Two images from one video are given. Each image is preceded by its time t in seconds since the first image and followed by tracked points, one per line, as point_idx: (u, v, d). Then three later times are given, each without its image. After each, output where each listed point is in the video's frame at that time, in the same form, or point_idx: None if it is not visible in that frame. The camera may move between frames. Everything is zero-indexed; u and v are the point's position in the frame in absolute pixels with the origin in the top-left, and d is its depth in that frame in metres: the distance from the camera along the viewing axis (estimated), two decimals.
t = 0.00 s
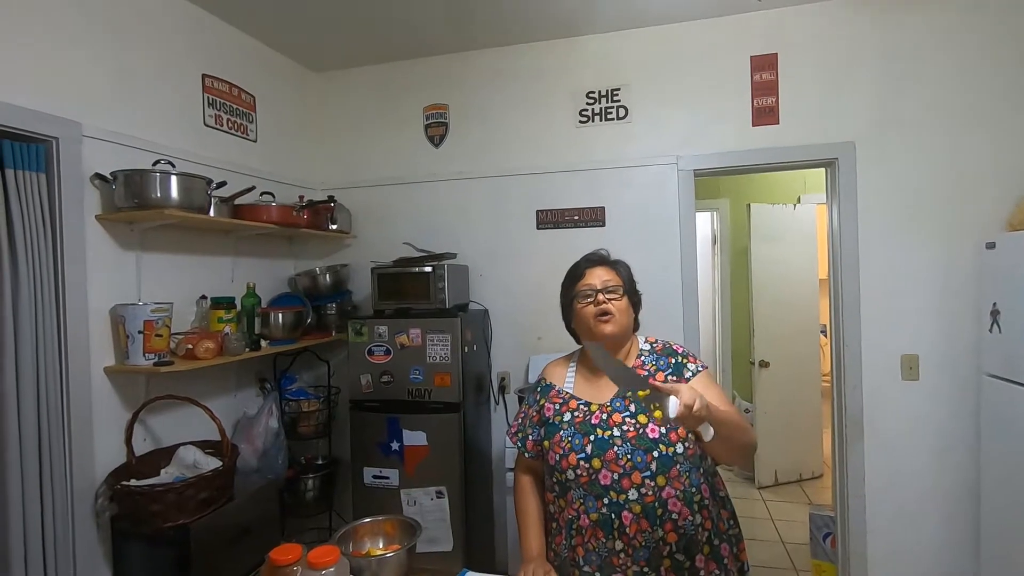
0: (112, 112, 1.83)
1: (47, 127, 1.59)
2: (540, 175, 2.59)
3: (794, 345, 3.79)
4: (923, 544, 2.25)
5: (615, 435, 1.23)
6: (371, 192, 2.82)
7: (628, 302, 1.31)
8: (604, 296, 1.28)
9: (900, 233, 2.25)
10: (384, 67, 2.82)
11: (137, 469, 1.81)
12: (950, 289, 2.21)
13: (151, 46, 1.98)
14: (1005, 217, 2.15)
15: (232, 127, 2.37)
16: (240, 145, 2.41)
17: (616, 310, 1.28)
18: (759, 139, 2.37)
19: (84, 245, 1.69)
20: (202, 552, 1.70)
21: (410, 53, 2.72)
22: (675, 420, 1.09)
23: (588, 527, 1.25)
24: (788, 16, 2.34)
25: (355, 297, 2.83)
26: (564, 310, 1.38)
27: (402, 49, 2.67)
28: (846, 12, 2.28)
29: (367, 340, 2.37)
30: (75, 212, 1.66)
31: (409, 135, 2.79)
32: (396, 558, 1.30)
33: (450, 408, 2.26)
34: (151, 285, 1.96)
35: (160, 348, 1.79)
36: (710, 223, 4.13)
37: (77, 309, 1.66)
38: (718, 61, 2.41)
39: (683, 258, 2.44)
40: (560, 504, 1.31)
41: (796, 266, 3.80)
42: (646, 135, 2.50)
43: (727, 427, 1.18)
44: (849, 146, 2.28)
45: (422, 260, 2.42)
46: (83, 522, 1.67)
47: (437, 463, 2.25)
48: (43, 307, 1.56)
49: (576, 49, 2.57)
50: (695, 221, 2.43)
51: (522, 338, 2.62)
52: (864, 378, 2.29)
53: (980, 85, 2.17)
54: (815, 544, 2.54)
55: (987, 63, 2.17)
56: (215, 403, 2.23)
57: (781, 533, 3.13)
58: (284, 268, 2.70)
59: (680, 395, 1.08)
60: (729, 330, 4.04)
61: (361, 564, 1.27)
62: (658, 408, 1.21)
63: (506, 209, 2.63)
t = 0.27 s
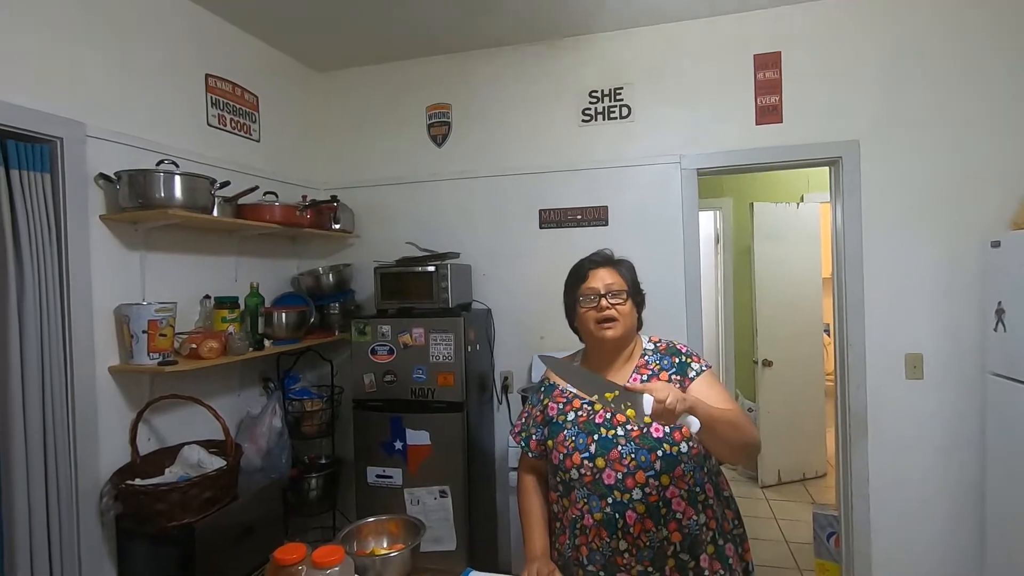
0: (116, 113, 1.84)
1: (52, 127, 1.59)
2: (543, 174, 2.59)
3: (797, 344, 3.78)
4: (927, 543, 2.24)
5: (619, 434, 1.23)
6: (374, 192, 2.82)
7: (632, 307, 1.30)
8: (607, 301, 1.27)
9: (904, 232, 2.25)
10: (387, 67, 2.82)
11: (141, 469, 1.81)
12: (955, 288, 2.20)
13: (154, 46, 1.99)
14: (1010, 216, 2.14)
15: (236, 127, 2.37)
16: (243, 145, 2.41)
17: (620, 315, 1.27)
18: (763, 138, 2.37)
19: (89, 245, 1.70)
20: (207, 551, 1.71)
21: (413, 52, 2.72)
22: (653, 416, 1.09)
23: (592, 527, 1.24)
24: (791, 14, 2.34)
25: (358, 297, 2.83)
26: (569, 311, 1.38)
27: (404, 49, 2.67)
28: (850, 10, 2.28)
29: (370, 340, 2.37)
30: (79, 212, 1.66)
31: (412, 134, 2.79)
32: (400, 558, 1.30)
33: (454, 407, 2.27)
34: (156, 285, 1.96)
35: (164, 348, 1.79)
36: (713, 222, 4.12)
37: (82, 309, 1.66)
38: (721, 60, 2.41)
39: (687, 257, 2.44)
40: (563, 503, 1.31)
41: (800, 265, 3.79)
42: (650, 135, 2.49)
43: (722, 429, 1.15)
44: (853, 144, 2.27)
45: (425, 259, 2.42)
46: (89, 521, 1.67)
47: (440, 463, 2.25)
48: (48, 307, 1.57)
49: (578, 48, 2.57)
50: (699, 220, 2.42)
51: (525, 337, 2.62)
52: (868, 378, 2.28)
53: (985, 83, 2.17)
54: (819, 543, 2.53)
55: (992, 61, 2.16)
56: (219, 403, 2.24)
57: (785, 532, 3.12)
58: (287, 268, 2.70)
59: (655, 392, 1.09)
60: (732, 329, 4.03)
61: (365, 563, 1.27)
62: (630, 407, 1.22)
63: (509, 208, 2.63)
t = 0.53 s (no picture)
0: (119, 119, 1.85)
1: (56, 134, 1.60)
2: (545, 179, 2.59)
3: (800, 347, 3.78)
4: (930, 549, 2.24)
5: (621, 441, 1.23)
6: (376, 196, 2.83)
7: (635, 318, 1.30)
8: (610, 313, 1.27)
9: (906, 237, 2.24)
10: (389, 72, 2.83)
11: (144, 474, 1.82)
12: (957, 294, 2.19)
13: (158, 52, 2.00)
14: (1012, 221, 2.14)
15: (239, 132, 2.38)
16: (246, 150, 2.42)
17: (623, 326, 1.28)
18: (765, 143, 2.37)
19: (92, 251, 1.71)
20: (209, 556, 1.71)
21: (415, 57, 2.72)
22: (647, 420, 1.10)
23: (594, 535, 1.24)
24: (793, 19, 2.34)
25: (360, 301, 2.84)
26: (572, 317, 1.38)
27: (407, 54, 2.68)
28: (851, 15, 2.28)
29: (372, 345, 2.37)
30: (83, 219, 1.67)
31: (414, 139, 2.79)
32: (402, 565, 1.30)
33: (456, 412, 2.27)
34: (159, 290, 1.97)
35: (166, 354, 1.80)
36: (714, 225, 4.12)
37: (85, 315, 1.67)
38: (723, 65, 2.41)
39: (689, 262, 2.44)
40: (565, 511, 1.31)
41: (802, 269, 3.79)
42: (651, 139, 2.50)
43: (722, 438, 1.15)
44: (855, 149, 2.27)
45: (427, 264, 2.42)
46: (92, 526, 1.68)
47: (442, 468, 2.25)
48: (51, 313, 1.58)
49: (580, 53, 2.58)
50: (700, 225, 2.42)
51: (527, 342, 2.63)
52: (870, 383, 2.28)
53: (987, 88, 2.16)
54: (821, 549, 2.53)
55: (994, 67, 2.16)
56: (221, 407, 2.24)
57: (787, 537, 3.12)
58: (290, 273, 2.71)
59: (650, 396, 1.10)
60: (734, 333, 4.03)
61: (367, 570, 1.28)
62: (625, 411, 1.22)
63: (511, 213, 2.64)
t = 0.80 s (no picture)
0: (121, 121, 1.85)
1: (58, 136, 1.60)
2: (546, 180, 2.59)
3: (803, 348, 3.76)
4: (936, 551, 2.22)
5: (626, 442, 1.22)
6: (378, 198, 2.83)
7: (640, 317, 1.29)
8: (615, 312, 1.26)
9: (910, 236, 2.23)
10: (390, 74, 2.84)
11: (145, 477, 1.81)
12: (962, 293, 2.18)
13: (159, 55, 2.00)
14: (1016, 220, 2.13)
15: (240, 135, 2.38)
16: (247, 152, 2.42)
17: (628, 326, 1.27)
18: (767, 143, 2.36)
19: (94, 253, 1.70)
20: (211, 559, 1.70)
21: (416, 59, 2.73)
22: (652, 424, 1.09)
23: (598, 535, 1.24)
24: (793, 19, 2.34)
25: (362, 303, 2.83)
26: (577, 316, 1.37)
27: (408, 56, 2.68)
28: (852, 15, 2.28)
29: (374, 347, 2.37)
30: (85, 220, 1.67)
31: (415, 141, 2.79)
32: (404, 566, 1.29)
33: (458, 414, 2.26)
34: (161, 292, 1.97)
35: (168, 356, 1.80)
36: (716, 226, 4.11)
37: (87, 316, 1.67)
38: (724, 65, 2.41)
39: (691, 263, 2.43)
40: (569, 512, 1.31)
41: (804, 269, 3.78)
42: (653, 140, 2.49)
43: (726, 440, 1.14)
44: (857, 149, 2.26)
45: (429, 266, 2.42)
46: (93, 529, 1.67)
47: (444, 470, 2.24)
48: (53, 315, 1.57)
49: (581, 54, 2.58)
50: (702, 225, 2.42)
51: (529, 343, 2.62)
52: (874, 383, 2.27)
53: (989, 86, 2.16)
54: (826, 551, 2.51)
55: (996, 65, 2.15)
56: (223, 410, 2.24)
57: (791, 539, 3.10)
58: (292, 275, 2.71)
59: (655, 399, 1.09)
60: (737, 334, 4.02)
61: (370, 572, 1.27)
62: (630, 415, 1.20)
63: (513, 214, 2.63)
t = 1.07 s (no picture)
0: (117, 122, 1.84)
1: (54, 137, 1.60)
2: (544, 179, 2.59)
3: (801, 347, 3.76)
4: (935, 548, 2.22)
5: (623, 439, 1.22)
6: (375, 198, 2.83)
7: (637, 314, 1.29)
8: (612, 308, 1.27)
9: (907, 234, 2.23)
10: (387, 74, 2.84)
11: (143, 477, 1.81)
12: (960, 291, 2.18)
13: (156, 55, 2.00)
14: (1014, 217, 2.13)
15: (237, 135, 2.38)
16: (244, 152, 2.42)
17: (624, 322, 1.27)
18: (764, 141, 2.36)
19: (90, 254, 1.70)
20: (209, 559, 1.70)
21: (413, 59, 2.72)
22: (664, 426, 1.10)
23: (596, 533, 1.23)
24: (790, 18, 2.34)
25: (360, 303, 2.83)
26: (573, 315, 1.37)
27: (405, 55, 2.68)
28: (849, 13, 2.27)
29: (372, 346, 2.37)
30: (81, 221, 1.67)
31: (413, 140, 2.79)
32: (401, 566, 1.29)
33: (456, 413, 2.26)
34: (158, 293, 1.97)
35: (165, 356, 1.80)
36: (715, 225, 4.11)
37: (84, 317, 1.67)
38: (721, 64, 2.41)
39: (688, 261, 2.43)
40: (567, 509, 1.30)
41: (802, 268, 3.78)
42: (650, 139, 2.49)
43: (730, 439, 1.15)
44: (854, 147, 2.26)
45: (426, 266, 2.42)
46: (91, 530, 1.67)
47: (442, 469, 2.24)
48: (49, 316, 1.57)
49: (578, 53, 2.57)
50: (700, 223, 2.42)
51: (527, 343, 2.62)
52: (872, 381, 2.27)
53: (987, 83, 2.16)
54: (825, 549, 2.52)
55: (994, 63, 2.15)
56: (221, 410, 2.24)
57: (790, 537, 3.10)
58: (289, 275, 2.71)
59: (668, 401, 1.11)
60: (736, 333, 4.02)
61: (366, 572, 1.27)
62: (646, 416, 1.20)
63: (510, 213, 2.63)
